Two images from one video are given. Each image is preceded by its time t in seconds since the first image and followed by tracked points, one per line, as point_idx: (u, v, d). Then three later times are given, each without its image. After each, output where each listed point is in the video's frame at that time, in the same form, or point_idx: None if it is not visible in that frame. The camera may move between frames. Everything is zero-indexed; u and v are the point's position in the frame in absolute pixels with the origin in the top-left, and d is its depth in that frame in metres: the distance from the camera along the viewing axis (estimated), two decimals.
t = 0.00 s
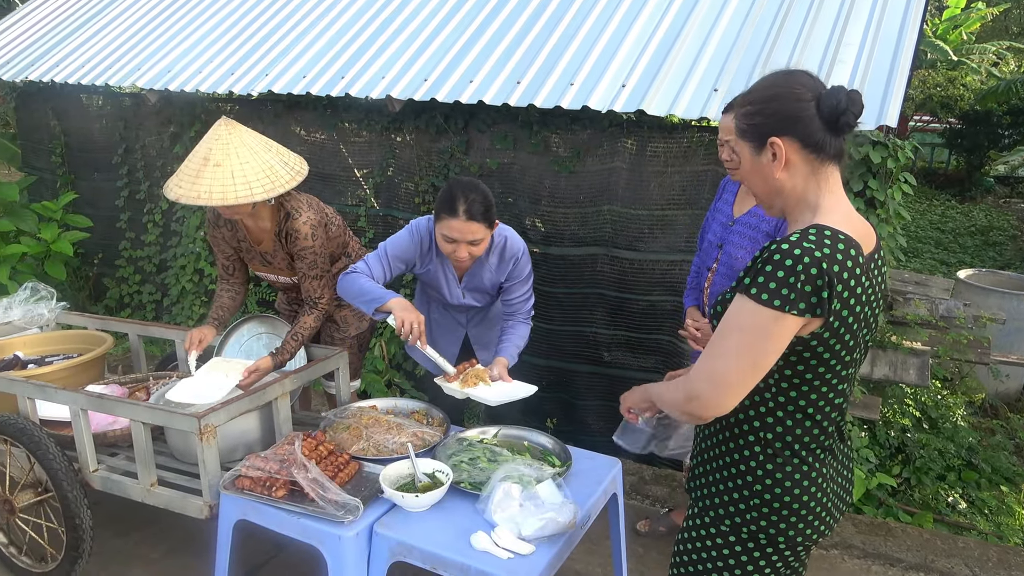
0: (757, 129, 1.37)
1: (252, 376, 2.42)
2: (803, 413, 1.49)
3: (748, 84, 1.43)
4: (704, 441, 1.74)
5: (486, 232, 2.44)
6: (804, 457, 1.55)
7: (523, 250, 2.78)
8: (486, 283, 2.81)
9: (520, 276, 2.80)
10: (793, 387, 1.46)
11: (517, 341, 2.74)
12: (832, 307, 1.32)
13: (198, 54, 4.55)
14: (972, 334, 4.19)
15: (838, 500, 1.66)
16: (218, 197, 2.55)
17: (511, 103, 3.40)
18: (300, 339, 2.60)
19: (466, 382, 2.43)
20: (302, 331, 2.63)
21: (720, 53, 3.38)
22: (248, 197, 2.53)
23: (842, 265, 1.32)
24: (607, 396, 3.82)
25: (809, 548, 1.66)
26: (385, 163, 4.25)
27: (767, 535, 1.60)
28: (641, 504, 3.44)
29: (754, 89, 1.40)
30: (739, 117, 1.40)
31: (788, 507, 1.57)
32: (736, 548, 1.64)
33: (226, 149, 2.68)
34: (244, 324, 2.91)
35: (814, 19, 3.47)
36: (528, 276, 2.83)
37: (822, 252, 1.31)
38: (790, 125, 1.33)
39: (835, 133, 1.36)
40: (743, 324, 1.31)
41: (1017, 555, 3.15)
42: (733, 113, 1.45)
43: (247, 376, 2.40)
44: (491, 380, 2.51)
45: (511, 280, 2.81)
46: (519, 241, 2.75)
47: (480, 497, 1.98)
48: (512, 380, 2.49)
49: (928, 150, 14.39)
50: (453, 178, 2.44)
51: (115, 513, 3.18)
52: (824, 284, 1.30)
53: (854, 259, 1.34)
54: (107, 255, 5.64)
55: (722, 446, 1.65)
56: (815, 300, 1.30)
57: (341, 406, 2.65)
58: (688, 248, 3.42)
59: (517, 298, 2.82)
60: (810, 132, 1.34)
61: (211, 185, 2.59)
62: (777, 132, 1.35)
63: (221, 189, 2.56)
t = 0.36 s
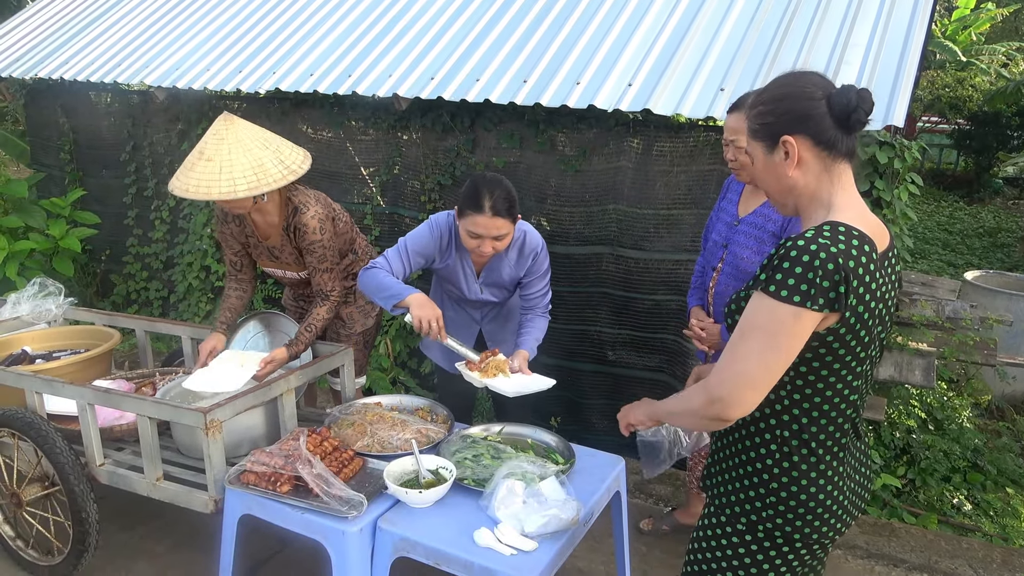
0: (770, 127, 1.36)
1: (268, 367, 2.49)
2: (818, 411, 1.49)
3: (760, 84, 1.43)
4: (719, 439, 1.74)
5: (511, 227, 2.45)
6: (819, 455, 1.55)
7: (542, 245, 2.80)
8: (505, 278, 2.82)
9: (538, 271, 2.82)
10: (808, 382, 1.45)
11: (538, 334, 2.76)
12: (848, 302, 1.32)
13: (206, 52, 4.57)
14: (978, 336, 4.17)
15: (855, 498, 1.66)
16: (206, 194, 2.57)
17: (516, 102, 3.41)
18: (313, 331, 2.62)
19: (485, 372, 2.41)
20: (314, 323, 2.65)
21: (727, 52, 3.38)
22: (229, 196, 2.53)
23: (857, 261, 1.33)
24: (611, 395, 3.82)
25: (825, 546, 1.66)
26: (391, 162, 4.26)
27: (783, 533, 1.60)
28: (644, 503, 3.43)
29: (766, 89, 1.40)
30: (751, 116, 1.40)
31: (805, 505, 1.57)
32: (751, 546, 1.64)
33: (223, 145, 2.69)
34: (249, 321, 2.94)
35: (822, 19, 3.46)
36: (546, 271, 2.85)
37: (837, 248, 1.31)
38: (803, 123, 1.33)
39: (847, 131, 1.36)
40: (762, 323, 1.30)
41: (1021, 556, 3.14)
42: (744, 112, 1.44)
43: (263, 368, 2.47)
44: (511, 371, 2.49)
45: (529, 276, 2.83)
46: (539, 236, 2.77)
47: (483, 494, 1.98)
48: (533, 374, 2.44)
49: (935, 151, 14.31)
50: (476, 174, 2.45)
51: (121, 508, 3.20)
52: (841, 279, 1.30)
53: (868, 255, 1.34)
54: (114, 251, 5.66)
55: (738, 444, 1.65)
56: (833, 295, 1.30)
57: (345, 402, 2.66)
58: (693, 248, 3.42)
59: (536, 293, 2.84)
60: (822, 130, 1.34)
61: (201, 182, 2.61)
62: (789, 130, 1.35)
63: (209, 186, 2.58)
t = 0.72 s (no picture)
0: (768, 127, 1.37)
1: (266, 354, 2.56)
2: (818, 408, 1.50)
3: (758, 85, 1.44)
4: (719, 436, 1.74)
5: (515, 227, 2.46)
6: (819, 452, 1.55)
7: (547, 240, 2.82)
8: (512, 275, 2.82)
9: (546, 266, 2.84)
10: (810, 379, 1.46)
11: (557, 324, 2.87)
12: (849, 301, 1.33)
13: (204, 50, 4.58)
14: (973, 334, 4.18)
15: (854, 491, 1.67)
16: (171, 184, 2.64)
17: (513, 101, 3.41)
18: (310, 317, 2.72)
19: (531, 371, 2.52)
20: (312, 310, 2.75)
21: (723, 51, 3.39)
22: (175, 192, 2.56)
23: (857, 262, 1.33)
24: (607, 393, 3.83)
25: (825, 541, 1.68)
26: (388, 160, 4.26)
27: (783, 529, 1.61)
28: (639, 501, 3.44)
29: (764, 88, 1.41)
30: (749, 116, 1.40)
31: (805, 501, 1.58)
32: (752, 543, 1.65)
33: (194, 139, 2.69)
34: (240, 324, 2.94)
35: (817, 18, 3.47)
36: (553, 265, 2.87)
37: (837, 248, 1.32)
38: (800, 122, 1.34)
39: (845, 131, 1.37)
40: (764, 323, 1.31)
41: (1014, 553, 3.15)
42: (742, 112, 1.45)
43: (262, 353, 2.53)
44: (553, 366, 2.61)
45: (536, 271, 2.85)
46: (543, 232, 2.79)
47: (477, 491, 1.99)
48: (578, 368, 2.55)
49: (934, 150, 14.32)
50: (478, 175, 2.45)
51: (117, 505, 3.21)
52: (841, 280, 1.31)
53: (868, 256, 1.35)
54: (112, 250, 5.67)
55: (738, 442, 1.65)
56: (834, 294, 1.31)
57: (340, 400, 2.67)
58: (689, 246, 3.43)
59: (545, 286, 2.88)
60: (820, 129, 1.34)
61: (169, 173, 2.67)
62: (787, 130, 1.36)
63: (175, 178, 2.64)
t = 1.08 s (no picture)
0: (736, 131, 1.37)
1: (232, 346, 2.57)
2: (811, 403, 1.50)
3: (723, 87, 1.43)
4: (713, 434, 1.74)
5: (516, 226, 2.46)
6: (813, 447, 1.55)
7: (548, 238, 2.80)
8: (516, 273, 2.81)
9: (549, 263, 2.83)
10: (796, 375, 1.45)
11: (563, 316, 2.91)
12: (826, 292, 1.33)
13: (198, 52, 4.58)
14: (969, 331, 4.20)
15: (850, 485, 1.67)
16: (133, 185, 2.71)
17: (506, 101, 3.41)
18: (278, 312, 2.70)
19: (555, 364, 2.66)
20: (279, 305, 2.73)
21: (716, 49, 3.39)
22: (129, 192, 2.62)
23: (829, 254, 1.34)
24: (604, 392, 3.83)
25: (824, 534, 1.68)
26: (383, 161, 4.26)
27: (781, 525, 1.61)
28: (635, 499, 3.44)
29: (730, 90, 1.40)
30: (716, 121, 1.40)
31: (802, 497, 1.58)
32: (751, 539, 1.65)
33: (158, 144, 2.74)
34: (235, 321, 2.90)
35: (810, 16, 3.48)
36: (555, 261, 2.87)
37: (808, 242, 1.33)
38: (768, 124, 1.34)
39: (811, 129, 1.38)
40: (759, 319, 1.27)
41: (1009, 549, 3.16)
42: (708, 117, 1.45)
43: (226, 344, 2.55)
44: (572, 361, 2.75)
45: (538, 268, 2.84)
46: (545, 230, 2.78)
47: (471, 490, 2.00)
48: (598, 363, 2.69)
49: (930, 148, 14.34)
50: (479, 175, 2.44)
51: (112, 507, 3.20)
52: (816, 272, 1.31)
53: (838, 247, 1.36)
54: (108, 252, 5.66)
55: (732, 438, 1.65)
56: (812, 285, 1.30)
57: (336, 400, 2.67)
58: (684, 245, 3.44)
59: (548, 281, 2.88)
60: (789, 130, 1.35)
61: (132, 175, 2.73)
62: (756, 134, 1.36)
63: (136, 181, 2.70)
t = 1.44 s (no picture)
0: (644, 152, 1.34)
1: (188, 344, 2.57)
2: (780, 397, 1.43)
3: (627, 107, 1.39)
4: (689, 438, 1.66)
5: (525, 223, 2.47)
6: (793, 443, 1.47)
7: (553, 237, 2.81)
8: (521, 271, 2.81)
9: (554, 261, 2.84)
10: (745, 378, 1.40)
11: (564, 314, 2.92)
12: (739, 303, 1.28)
13: (193, 54, 4.58)
14: (965, 326, 4.21)
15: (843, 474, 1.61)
16: (99, 180, 2.74)
17: (501, 101, 3.42)
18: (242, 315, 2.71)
19: (556, 362, 2.66)
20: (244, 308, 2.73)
21: (709, 48, 3.40)
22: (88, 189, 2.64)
23: (740, 263, 1.29)
24: (601, 391, 3.83)
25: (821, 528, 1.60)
26: (379, 162, 4.26)
27: (772, 527, 1.53)
28: (633, 497, 3.45)
29: (635, 111, 1.37)
30: (624, 143, 1.36)
31: (789, 495, 1.50)
32: (744, 543, 1.56)
33: (135, 149, 2.74)
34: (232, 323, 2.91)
35: (803, 14, 3.49)
36: (559, 259, 2.88)
37: (713, 261, 1.28)
38: (670, 143, 1.31)
39: (716, 143, 1.35)
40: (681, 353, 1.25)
41: (1006, 544, 3.17)
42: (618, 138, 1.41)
43: (182, 344, 2.55)
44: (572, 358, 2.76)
45: (544, 266, 2.85)
46: (549, 227, 2.80)
47: (468, 489, 2.00)
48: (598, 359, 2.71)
49: (926, 144, 14.38)
50: (488, 172, 2.44)
51: (110, 511, 3.20)
52: (724, 288, 1.26)
53: (750, 254, 1.31)
54: (104, 256, 5.65)
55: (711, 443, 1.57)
56: (722, 305, 1.26)
57: (334, 401, 2.67)
58: (679, 243, 3.44)
59: (552, 280, 2.89)
60: (694, 147, 1.32)
61: (101, 170, 2.75)
62: (663, 153, 1.32)
63: (102, 177, 2.72)
